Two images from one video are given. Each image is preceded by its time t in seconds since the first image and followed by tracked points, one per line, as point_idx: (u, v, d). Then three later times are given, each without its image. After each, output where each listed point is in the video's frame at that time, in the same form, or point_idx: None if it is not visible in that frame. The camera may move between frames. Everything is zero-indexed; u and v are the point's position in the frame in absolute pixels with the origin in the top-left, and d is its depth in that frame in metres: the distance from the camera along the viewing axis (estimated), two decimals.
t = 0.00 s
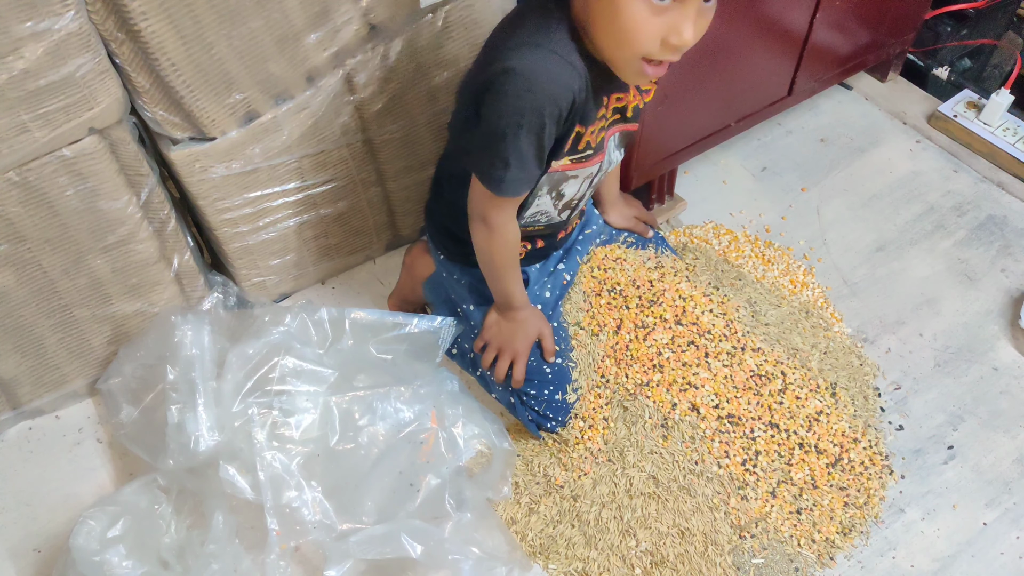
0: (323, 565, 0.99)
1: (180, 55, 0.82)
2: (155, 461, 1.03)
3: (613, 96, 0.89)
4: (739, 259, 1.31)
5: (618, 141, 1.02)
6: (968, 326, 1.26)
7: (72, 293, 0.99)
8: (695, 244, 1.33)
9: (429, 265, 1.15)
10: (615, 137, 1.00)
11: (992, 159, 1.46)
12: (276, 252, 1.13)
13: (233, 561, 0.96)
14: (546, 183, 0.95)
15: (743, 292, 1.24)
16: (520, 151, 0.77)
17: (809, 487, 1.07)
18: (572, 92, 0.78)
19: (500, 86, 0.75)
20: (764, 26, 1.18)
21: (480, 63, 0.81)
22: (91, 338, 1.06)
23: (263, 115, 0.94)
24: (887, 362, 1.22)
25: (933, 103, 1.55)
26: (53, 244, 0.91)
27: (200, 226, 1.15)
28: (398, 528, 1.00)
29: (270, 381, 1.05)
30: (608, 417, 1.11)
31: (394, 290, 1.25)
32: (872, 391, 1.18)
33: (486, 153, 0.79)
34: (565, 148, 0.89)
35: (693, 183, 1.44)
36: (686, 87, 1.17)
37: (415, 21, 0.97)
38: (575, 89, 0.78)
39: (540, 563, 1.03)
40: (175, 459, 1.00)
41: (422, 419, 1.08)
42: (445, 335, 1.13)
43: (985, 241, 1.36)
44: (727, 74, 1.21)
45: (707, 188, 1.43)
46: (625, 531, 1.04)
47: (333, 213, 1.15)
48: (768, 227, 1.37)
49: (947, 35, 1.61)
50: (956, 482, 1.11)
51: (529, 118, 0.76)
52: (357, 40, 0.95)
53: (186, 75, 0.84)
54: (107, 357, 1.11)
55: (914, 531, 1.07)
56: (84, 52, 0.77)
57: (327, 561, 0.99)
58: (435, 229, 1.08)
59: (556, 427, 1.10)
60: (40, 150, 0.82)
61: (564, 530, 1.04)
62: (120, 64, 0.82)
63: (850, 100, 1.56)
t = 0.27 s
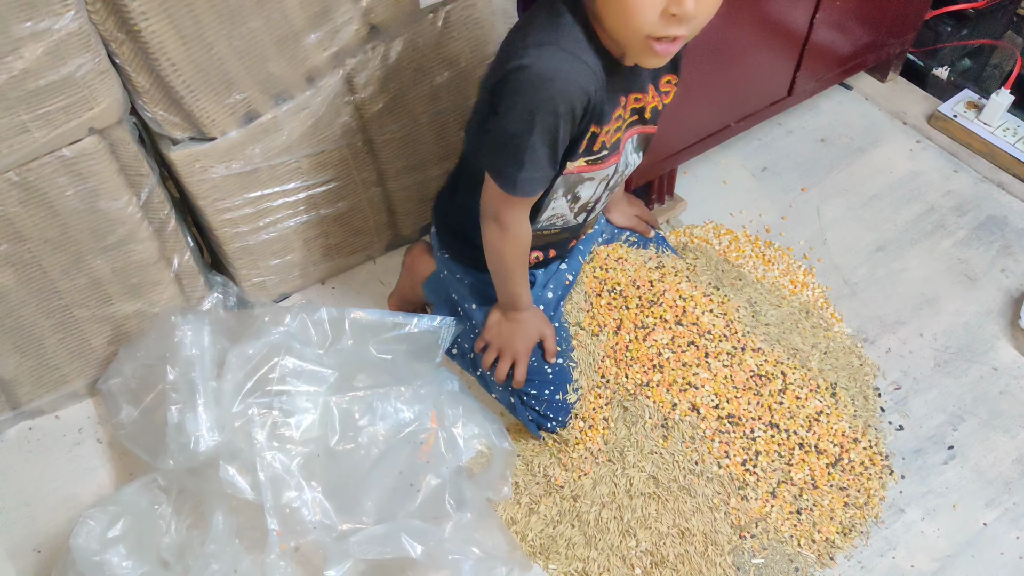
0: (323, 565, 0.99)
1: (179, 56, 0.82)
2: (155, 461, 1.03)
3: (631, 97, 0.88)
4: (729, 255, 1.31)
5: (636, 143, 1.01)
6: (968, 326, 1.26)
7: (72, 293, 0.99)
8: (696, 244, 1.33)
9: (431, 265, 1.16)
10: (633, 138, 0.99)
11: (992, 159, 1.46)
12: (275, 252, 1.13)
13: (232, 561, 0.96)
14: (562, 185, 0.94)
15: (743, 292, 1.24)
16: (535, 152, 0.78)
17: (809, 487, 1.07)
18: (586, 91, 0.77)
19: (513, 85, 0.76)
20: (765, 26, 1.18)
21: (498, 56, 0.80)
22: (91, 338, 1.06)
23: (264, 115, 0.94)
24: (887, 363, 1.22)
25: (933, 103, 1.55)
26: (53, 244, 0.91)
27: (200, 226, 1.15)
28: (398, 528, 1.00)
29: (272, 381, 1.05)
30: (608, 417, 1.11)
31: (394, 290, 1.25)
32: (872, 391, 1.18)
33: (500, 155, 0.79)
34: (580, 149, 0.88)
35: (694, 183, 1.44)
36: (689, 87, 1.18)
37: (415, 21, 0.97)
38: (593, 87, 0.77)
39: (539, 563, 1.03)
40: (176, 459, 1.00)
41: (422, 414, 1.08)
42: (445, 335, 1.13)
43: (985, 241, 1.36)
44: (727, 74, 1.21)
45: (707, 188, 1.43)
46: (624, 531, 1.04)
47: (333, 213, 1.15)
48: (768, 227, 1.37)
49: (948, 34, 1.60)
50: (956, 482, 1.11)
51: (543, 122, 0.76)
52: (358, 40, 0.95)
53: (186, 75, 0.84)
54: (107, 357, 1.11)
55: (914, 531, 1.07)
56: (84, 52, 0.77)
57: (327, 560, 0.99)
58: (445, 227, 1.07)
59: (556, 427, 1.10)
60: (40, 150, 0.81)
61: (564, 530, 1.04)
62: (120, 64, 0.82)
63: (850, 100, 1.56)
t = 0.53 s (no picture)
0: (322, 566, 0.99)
1: (180, 56, 0.82)
2: (155, 460, 1.03)
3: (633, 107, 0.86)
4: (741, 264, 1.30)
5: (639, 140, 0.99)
6: (968, 326, 1.26)
7: (72, 293, 0.99)
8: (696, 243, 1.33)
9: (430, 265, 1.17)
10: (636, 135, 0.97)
11: (992, 158, 1.46)
12: (276, 252, 1.14)
13: (234, 560, 0.95)
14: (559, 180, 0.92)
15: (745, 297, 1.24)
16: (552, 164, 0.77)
17: (812, 489, 1.07)
18: (620, 108, 0.76)
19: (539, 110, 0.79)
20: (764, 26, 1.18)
21: (507, 99, 0.83)
22: (92, 337, 1.07)
23: (264, 115, 0.94)
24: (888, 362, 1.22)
25: (933, 103, 1.55)
26: (53, 243, 0.92)
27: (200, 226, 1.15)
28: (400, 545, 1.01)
29: (274, 382, 1.05)
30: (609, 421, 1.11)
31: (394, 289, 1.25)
32: (873, 390, 1.18)
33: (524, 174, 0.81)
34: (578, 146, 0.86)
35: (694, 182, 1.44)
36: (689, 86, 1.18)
37: (415, 21, 0.98)
38: (630, 108, 0.77)
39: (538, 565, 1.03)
40: (180, 459, 0.99)
41: (421, 425, 1.07)
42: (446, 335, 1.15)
43: (985, 241, 1.36)
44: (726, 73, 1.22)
45: (707, 188, 1.43)
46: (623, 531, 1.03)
47: (333, 213, 1.15)
48: (768, 227, 1.37)
49: (948, 34, 1.64)
50: (956, 482, 1.11)
51: (570, 139, 0.76)
52: (358, 39, 0.95)
53: (186, 75, 0.84)
54: (107, 356, 1.11)
55: (914, 531, 1.07)
56: (85, 52, 0.77)
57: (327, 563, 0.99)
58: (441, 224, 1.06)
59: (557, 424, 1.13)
60: (40, 150, 0.82)
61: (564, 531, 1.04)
62: (120, 64, 0.82)
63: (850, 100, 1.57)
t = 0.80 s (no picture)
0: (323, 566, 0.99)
1: (180, 56, 0.82)
2: (155, 460, 1.03)
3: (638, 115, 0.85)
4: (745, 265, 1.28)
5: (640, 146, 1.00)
6: (968, 326, 1.26)
7: (72, 293, 0.99)
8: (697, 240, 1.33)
9: (429, 265, 1.17)
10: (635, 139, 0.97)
11: (992, 158, 1.46)
12: (276, 252, 1.13)
13: (233, 561, 0.96)
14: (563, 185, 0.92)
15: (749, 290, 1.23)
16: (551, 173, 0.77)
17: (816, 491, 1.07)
18: (627, 125, 0.76)
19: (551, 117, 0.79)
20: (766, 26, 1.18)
21: (515, 104, 0.84)
22: (92, 337, 1.07)
23: (264, 115, 0.94)
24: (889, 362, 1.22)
25: (933, 103, 1.55)
26: (54, 244, 0.92)
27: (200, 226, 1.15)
28: (399, 547, 1.01)
29: (274, 381, 1.05)
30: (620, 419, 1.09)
31: (394, 289, 1.25)
32: (876, 390, 1.17)
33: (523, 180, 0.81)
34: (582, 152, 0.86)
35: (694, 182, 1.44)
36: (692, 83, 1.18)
37: (415, 21, 0.97)
38: (638, 126, 0.77)
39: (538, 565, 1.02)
40: (177, 459, 0.99)
41: (421, 425, 1.07)
42: (445, 335, 1.16)
43: (985, 241, 1.36)
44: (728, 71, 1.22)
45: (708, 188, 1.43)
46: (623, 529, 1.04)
47: (333, 213, 1.15)
48: (768, 227, 1.37)
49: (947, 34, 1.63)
50: (956, 482, 1.11)
51: (571, 149, 0.76)
52: (358, 39, 0.95)
53: (187, 75, 0.84)
54: (107, 356, 1.11)
55: (915, 532, 1.07)
56: (85, 52, 0.77)
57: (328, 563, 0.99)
58: (441, 223, 1.06)
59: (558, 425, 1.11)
60: (40, 150, 0.82)
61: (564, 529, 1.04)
62: (120, 64, 0.82)
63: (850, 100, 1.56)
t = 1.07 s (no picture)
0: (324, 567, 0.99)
1: (180, 56, 0.82)
2: (155, 460, 1.03)
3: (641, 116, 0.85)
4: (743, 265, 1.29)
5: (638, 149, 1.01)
6: (968, 326, 1.26)
7: (72, 293, 0.99)
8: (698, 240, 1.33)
9: (430, 264, 1.17)
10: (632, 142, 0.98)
11: (992, 158, 1.46)
12: (276, 252, 1.13)
13: (233, 561, 0.96)
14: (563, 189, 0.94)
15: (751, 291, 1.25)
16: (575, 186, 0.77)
17: (819, 492, 1.06)
18: (650, 136, 0.76)
19: (565, 126, 0.79)
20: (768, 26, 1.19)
21: (530, 115, 0.83)
22: (92, 337, 1.06)
23: (264, 115, 0.94)
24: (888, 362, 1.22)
25: (933, 103, 1.55)
26: (53, 244, 0.91)
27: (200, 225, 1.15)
28: (399, 547, 1.01)
29: (274, 382, 1.05)
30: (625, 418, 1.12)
31: (394, 290, 1.24)
32: (878, 390, 1.17)
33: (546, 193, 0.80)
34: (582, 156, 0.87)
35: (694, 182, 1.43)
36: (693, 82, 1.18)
37: (416, 21, 0.97)
38: (662, 137, 0.76)
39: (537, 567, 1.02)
40: (179, 460, 0.98)
41: (421, 425, 1.08)
42: (446, 335, 1.15)
43: (985, 241, 1.36)
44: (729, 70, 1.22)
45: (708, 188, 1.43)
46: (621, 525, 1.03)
47: (333, 214, 1.15)
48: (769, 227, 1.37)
49: (950, 34, 1.63)
50: (956, 482, 1.11)
51: (594, 162, 0.76)
52: (358, 39, 0.95)
53: (187, 75, 0.84)
54: (107, 356, 1.11)
55: (915, 532, 1.07)
56: (85, 52, 0.77)
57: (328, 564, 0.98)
58: (444, 223, 1.06)
59: (557, 425, 1.12)
60: (40, 150, 0.81)
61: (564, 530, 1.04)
62: (120, 64, 0.82)
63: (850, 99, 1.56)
